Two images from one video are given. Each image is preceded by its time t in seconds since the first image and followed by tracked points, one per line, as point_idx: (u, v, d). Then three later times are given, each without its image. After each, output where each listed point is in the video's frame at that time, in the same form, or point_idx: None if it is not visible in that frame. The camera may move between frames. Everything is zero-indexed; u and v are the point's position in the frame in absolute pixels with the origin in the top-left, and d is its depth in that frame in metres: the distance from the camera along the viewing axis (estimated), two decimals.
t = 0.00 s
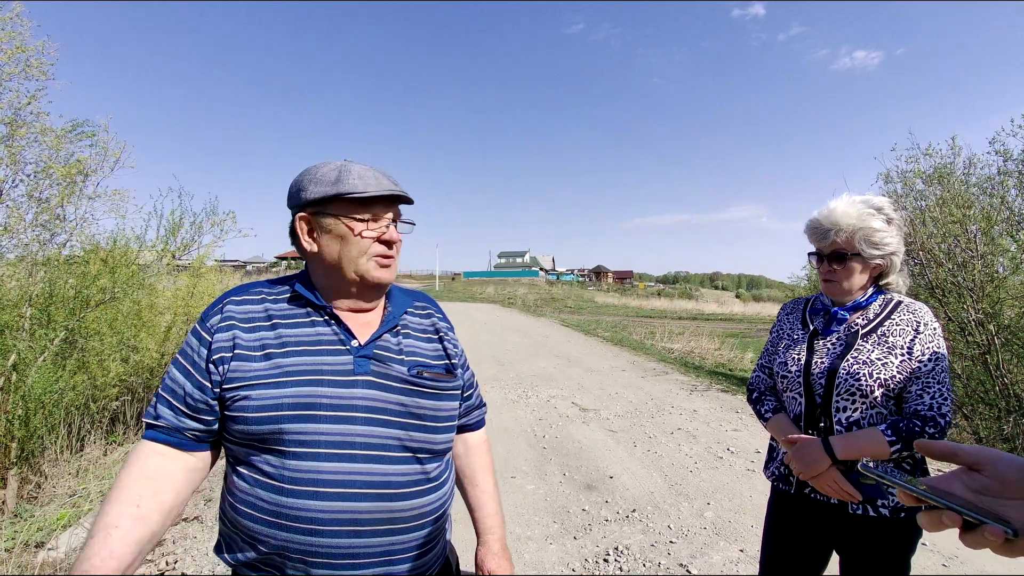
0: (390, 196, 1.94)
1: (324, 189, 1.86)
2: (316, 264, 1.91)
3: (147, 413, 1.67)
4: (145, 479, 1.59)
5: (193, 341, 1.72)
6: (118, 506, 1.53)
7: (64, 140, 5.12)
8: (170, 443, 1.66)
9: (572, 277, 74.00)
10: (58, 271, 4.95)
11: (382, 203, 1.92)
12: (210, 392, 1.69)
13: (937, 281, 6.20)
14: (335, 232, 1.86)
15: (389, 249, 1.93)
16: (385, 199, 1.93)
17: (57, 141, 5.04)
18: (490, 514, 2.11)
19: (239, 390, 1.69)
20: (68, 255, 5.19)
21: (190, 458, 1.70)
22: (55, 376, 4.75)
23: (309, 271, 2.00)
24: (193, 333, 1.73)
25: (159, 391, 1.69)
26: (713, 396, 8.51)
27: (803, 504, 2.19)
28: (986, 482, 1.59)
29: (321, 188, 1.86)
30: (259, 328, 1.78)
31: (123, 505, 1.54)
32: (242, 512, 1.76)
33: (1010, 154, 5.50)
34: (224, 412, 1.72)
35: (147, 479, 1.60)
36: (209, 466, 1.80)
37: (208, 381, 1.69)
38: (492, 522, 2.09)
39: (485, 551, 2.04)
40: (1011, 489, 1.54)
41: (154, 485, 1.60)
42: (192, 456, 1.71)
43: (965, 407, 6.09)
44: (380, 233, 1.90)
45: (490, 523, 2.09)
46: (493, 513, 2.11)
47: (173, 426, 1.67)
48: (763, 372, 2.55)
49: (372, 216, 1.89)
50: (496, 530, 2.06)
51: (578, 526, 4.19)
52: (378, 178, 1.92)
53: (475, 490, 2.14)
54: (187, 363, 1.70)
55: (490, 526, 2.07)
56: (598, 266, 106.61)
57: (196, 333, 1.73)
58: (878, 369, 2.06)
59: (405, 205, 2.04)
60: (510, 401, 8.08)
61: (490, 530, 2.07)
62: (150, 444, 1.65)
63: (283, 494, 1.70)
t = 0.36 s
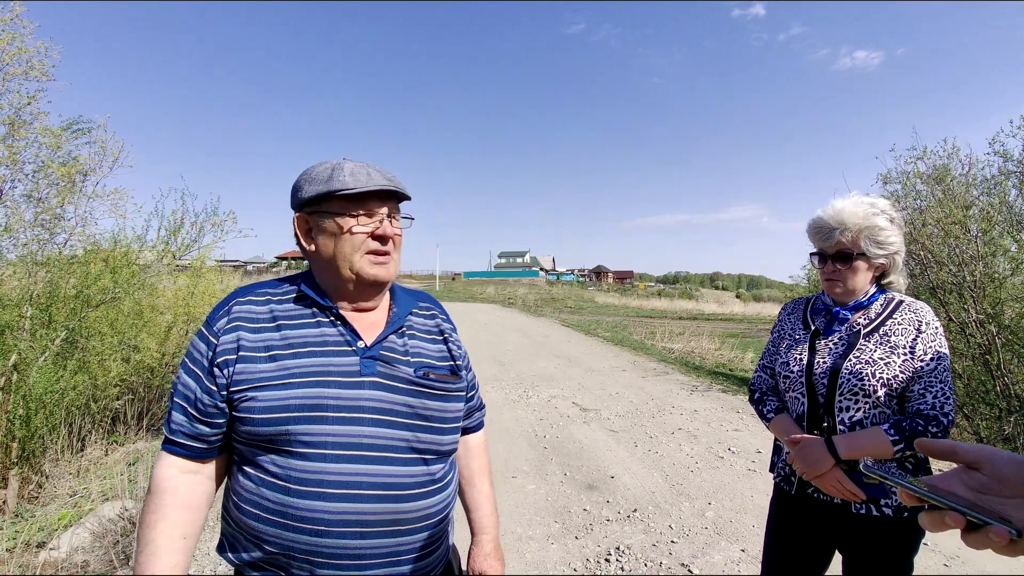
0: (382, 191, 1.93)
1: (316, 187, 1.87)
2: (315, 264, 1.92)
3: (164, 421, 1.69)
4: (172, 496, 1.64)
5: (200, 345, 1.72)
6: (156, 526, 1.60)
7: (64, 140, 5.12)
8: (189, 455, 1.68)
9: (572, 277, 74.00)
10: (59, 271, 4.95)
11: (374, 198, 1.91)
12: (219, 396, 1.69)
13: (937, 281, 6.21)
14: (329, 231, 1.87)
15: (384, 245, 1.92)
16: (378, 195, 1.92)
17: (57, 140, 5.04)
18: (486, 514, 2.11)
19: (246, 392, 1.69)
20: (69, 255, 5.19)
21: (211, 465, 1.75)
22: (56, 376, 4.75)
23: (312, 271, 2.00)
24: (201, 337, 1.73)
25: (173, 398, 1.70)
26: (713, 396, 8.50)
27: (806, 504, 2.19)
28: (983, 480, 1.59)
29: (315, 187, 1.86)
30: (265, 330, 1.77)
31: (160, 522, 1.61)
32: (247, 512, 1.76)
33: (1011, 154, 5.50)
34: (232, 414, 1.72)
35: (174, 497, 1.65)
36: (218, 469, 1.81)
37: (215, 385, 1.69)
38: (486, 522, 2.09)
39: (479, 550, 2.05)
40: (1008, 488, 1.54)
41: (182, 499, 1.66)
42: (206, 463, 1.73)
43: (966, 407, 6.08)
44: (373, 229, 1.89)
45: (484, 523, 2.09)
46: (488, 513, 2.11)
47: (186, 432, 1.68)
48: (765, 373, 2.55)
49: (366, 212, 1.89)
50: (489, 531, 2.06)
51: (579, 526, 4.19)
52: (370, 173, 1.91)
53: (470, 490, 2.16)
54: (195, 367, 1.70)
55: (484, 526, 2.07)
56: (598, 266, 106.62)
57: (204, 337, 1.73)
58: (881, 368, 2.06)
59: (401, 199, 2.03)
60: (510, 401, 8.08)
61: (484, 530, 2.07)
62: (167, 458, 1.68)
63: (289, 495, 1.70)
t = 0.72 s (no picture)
0: (371, 190, 1.93)
1: (306, 189, 1.87)
2: (309, 267, 1.93)
3: (159, 423, 1.70)
4: (172, 496, 1.65)
5: (197, 348, 1.72)
6: (157, 526, 1.61)
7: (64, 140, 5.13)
8: (188, 457, 1.69)
9: (572, 277, 74.02)
10: (59, 271, 4.95)
11: (363, 198, 1.91)
12: (213, 400, 1.70)
13: (937, 282, 6.20)
14: (320, 233, 1.87)
15: (375, 244, 1.91)
16: (367, 194, 1.92)
17: (56, 140, 5.04)
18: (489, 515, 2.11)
19: (242, 396, 1.69)
20: (69, 255, 5.19)
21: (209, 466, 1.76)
22: (57, 376, 4.76)
23: (309, 274, 2.00)
24: (197, 340, 1.73)
25: (169, 400, 1.71)
26: (713, 396, 8.50)
27: (808, 506, 2.18)
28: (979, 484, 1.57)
29: (305, 190, 1.87)
30: (261, 333, 1.78)
31: (163, 522, 1.62)
32: (245, 515, 1.76)
33: (1010, 154, 5.50)
34: (227, 419, 1.72)
35: (174, 496, 1.65)
36: (215, 472, 1.81)
37: (211, 389, 1.69)
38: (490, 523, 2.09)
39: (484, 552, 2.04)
40: (1003, 493, 1.53)
41: (182, 499, 1.66)
42: (203, 464, 1.74)
43: (966, 407, 6.08)
44: (363, 229, 1.89)
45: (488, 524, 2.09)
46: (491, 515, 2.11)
47: (182, 434, 1.68)
48: (764, 376, 2.55)
49: (355, 213, 1.89)
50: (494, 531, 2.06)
51: (579, 526, 4.19)
52: (358, 174, 1.91)
53: (473, 490, 2.16)
54: (191, 370, 1.71)
55: (488, 527, 2.07)
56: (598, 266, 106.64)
57: (199, 339, 1.74)
58: (882, 370, 2.06)
59: (390, 199, 2.03)
60: (511, 401, 8.09)
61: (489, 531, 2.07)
62: (164, 460, 1.68)
63: (286, 498, 1.70)
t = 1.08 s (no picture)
0: (367, 191, 1.93)
1: (303, 190, 1.88)
2: (306, 268, 1.93)
3: (157, 423, 1.71)
4: (168, 498, 1.66)
5: (195, 349, 1.73)
6: (154, 528, 1.62)
7: (63, 140, 5.14)
8: (187, 458, 1.70)
9: (572, 277, 74.04)
10: (59, 272, 4.96)
11: (358, 199, 1.91)
12: (211, 400, 1.70)
13: (937, 282, 6.20)
14: (315, 234, 1.88)
15: (370, 245, 1.92)
16: (362, 195, 1.92)
17: (55, 140, 5.05)
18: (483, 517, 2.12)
19: (239, 397, 1.70)
20: (69, 255, 5.16)
21: (207, 468, 1.77)
22: (57, 377, 4.78)
23: (306, 275, 2.01)
24: (194, 341, 1.74)
25: (167, 401, 1.72)
26: (713, 396, 8.51)
27: (805, 508, 2.19)
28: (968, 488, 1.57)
29: (300, 190, 1.87)
30: (258, 334, 1.79)
31: (159, 524, 1.63)
32: (242, 516, 1.77)
33: (1009, 154, 5.50)
34: (224, 420, 1.73)
35: (171, 497, 1.66)
36: (212, 473, 1.81)
37: (209, 390, 1.70)
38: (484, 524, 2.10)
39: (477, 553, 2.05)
40: (991, 496, 1.54)
41: (180, 501, 1.67)
42: (201, 465, 1.75)
43: (966, 407, 6.08)
44: (358, 229, 1.90)
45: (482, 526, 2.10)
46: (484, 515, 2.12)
47: (179, 435, 1.69)
48: (761, 377, 2.55)
49: (349, 213, 1.89)
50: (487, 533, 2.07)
51: (578, 526, 4.20)
52: (354, 175, 1.92)
53: (468, 491, 2.16)
54: (188, 372, 1.71)
55: (483, 528, 2.08)
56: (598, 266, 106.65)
57: (197, 341, 1.74)
58: (879, 371, 2.07)
59: (385, 199, 2.03)
60: (510, 401, 8.10)
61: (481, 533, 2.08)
62: (162, 461, 1.69)
63: (283, 499, 1.71)
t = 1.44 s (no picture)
0: (383, 202, 1.93)
1: (318, 190, 1.86)
2: (312, 266, 1.93)
3: (161, 423, 1.70)
4: (171, 499, 1.65)
5: (197, 348, 1.73)
6: (156, 527, 1.61)
7: (64, 140, 5.14)
8: (192, 457, 1.70)
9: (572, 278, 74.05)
10: (60, 271, 4.94)
11: (374, 208, 1.91)
12: (215, 399, 1.70)
13: (939, 281, 6.20)
14: (327, 236, 1.87)
15: (380, 254, 1.92)
16: (378, 205, 1.92)
17: (56, 139, 5.05)
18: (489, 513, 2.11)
19: (243, 395, 1.70)
20: (71, 255, 5.15)
21: (210, 467, 1.77)
22: (58, 376, 4.78)
23: (310, 273, 2.01)
24: (197, 340, 1.74)
25: (170, 400, 1.71)
26: (714, 396, 8.50)
27: (809, 508, 2.18)
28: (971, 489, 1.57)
29: (316, 190, 1.85)
30: (262, 332, 1.78)
31: (161, 524, 1.62)
32: (247, 515, 1.77)
33: (1011, 153, 5.50)
34: (228, 418, 1.73)
35: (173, 498, 1.66)
36: (216, 472, 1.81)
37: (212, 388, 1.70)
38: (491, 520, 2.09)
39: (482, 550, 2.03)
40: (994, 496, 1.54)
41: (182, 500, 1.67)
42: (204, 464, 1.75)
43: (967, 407, 6.08)
44: (371, 239, 1.89)
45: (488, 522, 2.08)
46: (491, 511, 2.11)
47: (183, 434, 1.69)
48: (764, 377, 2.55)
49: (364, 220, 1.89)
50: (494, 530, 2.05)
51: (579, 526, 4.19)
52: (372, 184, 1.90)
53: (475, 490, 2.16)
54: (191, 370, 1.71)
55: (490, 525, 2.06)
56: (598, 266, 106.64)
57: (200, 339, 1.74)
58: (883, 371, 2.07)
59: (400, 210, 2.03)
60: (511, 401, 8.09)
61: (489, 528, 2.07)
62: (166, 461, 1.68)
63: (287, 497, 1.71)
